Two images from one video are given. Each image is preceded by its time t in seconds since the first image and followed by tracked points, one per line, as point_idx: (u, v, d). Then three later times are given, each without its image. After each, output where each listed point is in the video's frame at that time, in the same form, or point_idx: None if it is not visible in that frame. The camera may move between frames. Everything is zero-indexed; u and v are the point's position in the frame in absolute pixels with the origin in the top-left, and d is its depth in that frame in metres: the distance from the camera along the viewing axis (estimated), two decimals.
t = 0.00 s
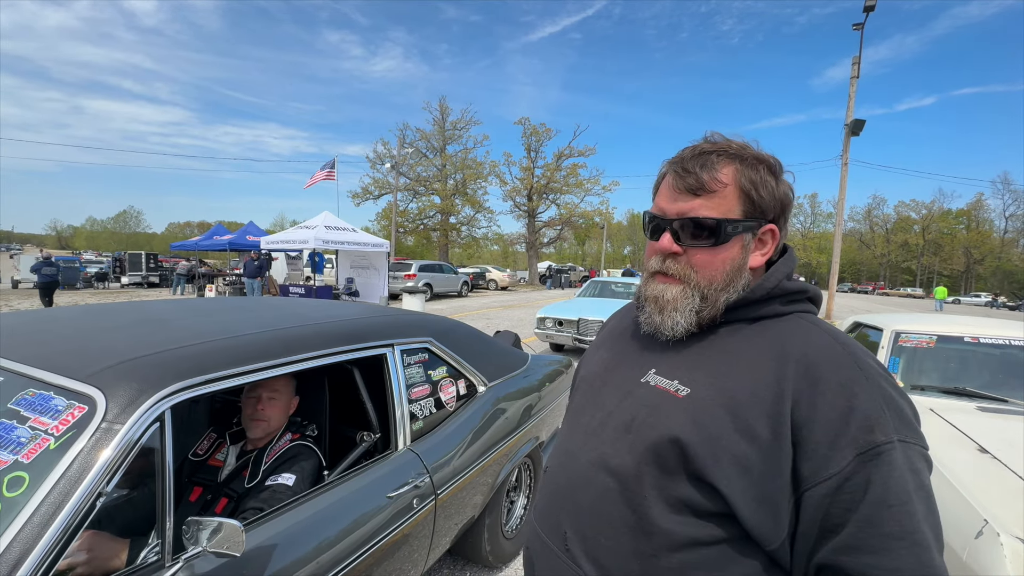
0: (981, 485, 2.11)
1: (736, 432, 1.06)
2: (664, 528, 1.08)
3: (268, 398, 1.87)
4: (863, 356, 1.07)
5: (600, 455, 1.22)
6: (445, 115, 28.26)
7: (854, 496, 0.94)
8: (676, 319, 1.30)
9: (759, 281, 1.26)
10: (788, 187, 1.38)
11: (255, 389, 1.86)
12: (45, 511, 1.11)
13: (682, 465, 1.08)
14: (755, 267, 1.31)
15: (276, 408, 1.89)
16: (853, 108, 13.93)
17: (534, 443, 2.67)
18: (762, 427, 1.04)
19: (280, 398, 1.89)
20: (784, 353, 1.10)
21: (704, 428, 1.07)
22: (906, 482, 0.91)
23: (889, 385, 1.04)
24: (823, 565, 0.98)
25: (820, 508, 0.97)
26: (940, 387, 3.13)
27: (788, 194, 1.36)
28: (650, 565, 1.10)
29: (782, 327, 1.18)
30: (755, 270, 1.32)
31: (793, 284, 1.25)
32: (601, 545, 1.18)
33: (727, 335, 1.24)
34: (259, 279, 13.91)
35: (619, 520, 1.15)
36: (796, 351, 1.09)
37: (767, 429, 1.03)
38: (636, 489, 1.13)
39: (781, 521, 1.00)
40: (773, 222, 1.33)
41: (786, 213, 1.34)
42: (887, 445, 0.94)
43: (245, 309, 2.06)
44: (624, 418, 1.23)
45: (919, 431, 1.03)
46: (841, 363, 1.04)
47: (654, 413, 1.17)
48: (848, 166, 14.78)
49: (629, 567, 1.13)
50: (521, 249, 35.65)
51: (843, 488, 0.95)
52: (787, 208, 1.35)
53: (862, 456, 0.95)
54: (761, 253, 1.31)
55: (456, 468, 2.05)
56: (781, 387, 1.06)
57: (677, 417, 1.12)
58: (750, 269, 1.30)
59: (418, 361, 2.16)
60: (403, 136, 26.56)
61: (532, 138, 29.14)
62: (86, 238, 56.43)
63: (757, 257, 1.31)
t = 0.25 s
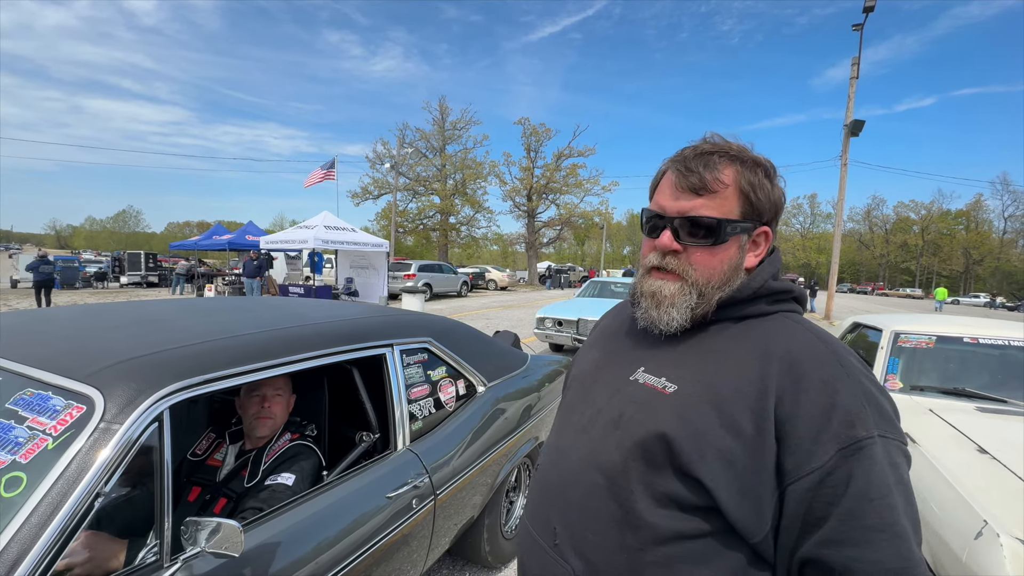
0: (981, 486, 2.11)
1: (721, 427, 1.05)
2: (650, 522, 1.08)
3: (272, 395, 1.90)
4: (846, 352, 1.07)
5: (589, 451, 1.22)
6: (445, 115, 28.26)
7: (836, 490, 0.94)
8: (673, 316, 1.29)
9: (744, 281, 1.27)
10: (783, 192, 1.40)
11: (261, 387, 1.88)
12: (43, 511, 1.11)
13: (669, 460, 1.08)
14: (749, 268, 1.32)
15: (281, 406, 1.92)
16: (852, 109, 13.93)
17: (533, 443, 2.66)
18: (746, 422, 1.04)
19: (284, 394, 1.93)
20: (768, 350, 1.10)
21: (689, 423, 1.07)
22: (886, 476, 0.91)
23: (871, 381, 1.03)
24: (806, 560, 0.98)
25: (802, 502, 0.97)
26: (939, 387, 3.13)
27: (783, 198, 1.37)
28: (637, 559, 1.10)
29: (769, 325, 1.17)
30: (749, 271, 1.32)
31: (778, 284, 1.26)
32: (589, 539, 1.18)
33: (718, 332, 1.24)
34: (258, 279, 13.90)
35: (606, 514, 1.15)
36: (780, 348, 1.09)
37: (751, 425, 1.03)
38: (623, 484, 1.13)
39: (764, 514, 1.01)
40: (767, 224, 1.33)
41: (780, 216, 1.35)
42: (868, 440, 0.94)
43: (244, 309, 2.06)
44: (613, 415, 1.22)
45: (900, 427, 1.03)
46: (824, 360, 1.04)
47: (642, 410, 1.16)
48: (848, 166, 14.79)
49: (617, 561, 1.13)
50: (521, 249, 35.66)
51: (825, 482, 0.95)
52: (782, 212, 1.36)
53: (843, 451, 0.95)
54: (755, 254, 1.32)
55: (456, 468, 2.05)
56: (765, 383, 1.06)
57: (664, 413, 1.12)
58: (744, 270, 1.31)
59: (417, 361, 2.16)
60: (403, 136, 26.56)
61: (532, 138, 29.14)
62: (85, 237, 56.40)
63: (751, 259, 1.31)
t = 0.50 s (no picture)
0: (981, 486, 2.11)
1: (695, 417, 1.06)
2: (627, 508, 1.08)
3: (273, 395, 1.90)
4: (815, 345, 1.08)
5: (571, 442, 1.23)
6: (445, 115, 28.25)
7: (803, 477, 0.94)
8: (653, 309, 1.29)
9: (721, 277, 1.27)
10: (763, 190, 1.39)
11: (262, 388, 1.88)
12: (41, 512, 1.10)
13: (646, 449, 1.08)
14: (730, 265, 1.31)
15: (281, 405, 1.92)
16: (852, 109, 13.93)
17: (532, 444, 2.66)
18: (719, 412, 1.04)
19: (284, 394, 1.93)
20: (742, 343, 1.11)
21: (665, 413, 1.08)
22: (849, 464, 0.92)
23: (839, 373, 1.04)
24: (775, 544, 0.98)
25: (770, 488, 0.97)
26: (939, 388, 3.13)
27: (763, 197, 1.36)
28: (614, 544, 1.11)
29: (745, 321, 1.17)
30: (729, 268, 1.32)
31: (755, 280, 1.25)
32: (570, 526, 1.19)
33: (696, 326, 1.24)
34: (258, 279, 13.89)
35: (586, 502, 1.16)
36: (752, 341, 1.09)
37: (723, 414, 1.03)
38: (601, 473, 1.13)
39: (735, 500, 1.01)
40: (747, 222, 1.33)
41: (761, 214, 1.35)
42: (833, 430, 0.94)
43: (243, 309, 2.06)
44: (594, 407, 1.23)
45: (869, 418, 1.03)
46: (794, 352, 1.05)
47: (621, 402, 1.17)
48: (848, 167, 14.78)
49: (595, 546, 1.14)
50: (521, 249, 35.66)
51: (792, 469, 0.95)
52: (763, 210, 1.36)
53: (809, 440, 0.95)
54: (735, 251, 1.31)
55: (456, 468, 2.05)
56: (737, 374, 1.06)
57: (641, 404, 1.12)
58: (725, 266, 1.31)
59: (417, 361, 2.16)
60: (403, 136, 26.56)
61: (532, 139, 29.14)
62: (85, 237, 56.36)
63: (730, 255, 1.31)
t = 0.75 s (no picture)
0: (981, 487, 2.11)
1: (668, 407, 1.07)
2: (606, 497, 1.10)
3: (274, 395, 1.90)
4: (784, 335, 1.08)
5: (555, 435, 1.24)
6: (446, 116, 28.27)
7: (766, 463, 0.95)
8: (630, 307, 1.30)
9: (696, 273, 1.27)
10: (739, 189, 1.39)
11: (263, 389, 1.89)
12: (41, 512, 1.11)
13: (623, 440, 1.09)
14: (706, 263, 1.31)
15: (281, 406, 1.92)
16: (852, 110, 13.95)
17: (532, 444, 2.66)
18: (690, 402, 1.04)
19: (284, 394, 1.94)
20: (713, 335, 1.11)
21: (641, 404, 1.09)
22: (810, 450, 0.93)
23: (807, 363, 1.04)
24: (741, 527, 0.98)
25: (736, 474, 0.98)
26: (939, 389, 3.13)
27: (739, 195, 1.36)
28: (594, 532, 1.12)
29: (718, 315, 1.16)
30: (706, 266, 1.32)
31: (730, 274, 1.26)
32: (553, 515, 1.20)
33: (672, 322, 1.24)
34: (258, 279, 13.89)
35: (567, 492, 1.17)
36: (724, 333, 1.10)
37: (694, 404, 1.04)
38: (581, 463, 1.15)
39: (706, 487, 1.01)
40: (723, 221, 1.33)
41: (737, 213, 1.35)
42: (794, 417, 0.95)
43: (243, 309, 2.07)
44: (577, 401, 1.24)
45: (836, 406, 1.03)
46: (762, 342, 1.05)
47: (602, 395, 1.18)
48: (848, 167, 14.78)
49: (577, 535, 1.15)
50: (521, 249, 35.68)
51: (757, 455, 0.96)
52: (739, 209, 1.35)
53: (773, 427, 0.96)
54: (711, 250, 1.31)
55: (456, 468, 2.05)
56: (708, 365, 1.07)
57: (619, 396, 1.13)
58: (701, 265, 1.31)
59: (416, 362, 2.16)
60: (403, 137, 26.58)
61: (532, 139, 29.16)
62: (85, 237, 56.38)
63: (707, 253, 1.31)
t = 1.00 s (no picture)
0: (981, 488, 2.11)
1: (659, 399, 1.07)
2: (601, 488, 1.10)
3: (274, 396, 1.91)
4: (771, 326, 1.09)
5: (552, 430, 1.24)
6: (446, 116, 28.28)
7: (753, 450, 0.95)
8: (624, 307, 1.31)
9: (686, 269, 1.27)
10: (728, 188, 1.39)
11: (263, 390, 1.88)
12: (41, 512, 1.11)
13: (616, 432, 1.09)
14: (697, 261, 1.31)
15: (281, 406, 1.92)
16: (853, 110, 13.94)
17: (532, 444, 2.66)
18: (680, 393, 1.05)
19: (284, 395, 1.94)
20: (702, 328, 1.12)
21: (633, 396, 1.09)
22: (796, 437, 0.93)
23: (793, 353, 1.04)
24: (730, 513, 0.98)
25: (724, 462, 0.98)
26: (940, 389, 3.12)
27: (728, 195, 1.36)
28: (590, 523, 1.12)
29: (710, 309, 1.16)
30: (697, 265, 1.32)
31: (718, 270, 1.26)
32: (550, 508, 1.20)
33: (665, 318, 1.24)
34: (258, 279, 13.90)
35: (563, 484, 1.17)
36: (712, 325, 1.11)
37: (683, 394, 1.05)
38: (576, 456, 1.15)
39: (697, 476, 1.02)
40: (713, 220, 1.33)
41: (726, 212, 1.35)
42: (779, 406, 0.96)
43: (243, 309, 2.07)
44: (573, 396, 1.24)
45: (823, 395, 1.04)
46: (749, 333, 1.06)
47: (595, 389, 1.18)
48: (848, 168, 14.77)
49: (572, 526, 1.16)
50: (521, 250, 35.69)
51: (744, 443, 0.96)
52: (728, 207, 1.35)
53: (758, 415, 0.96)
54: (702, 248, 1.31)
55: (456, 468, 2.05)
56: (696, 357, 1.07)
57: (612, 390, 1.14)
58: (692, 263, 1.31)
59: (416, 362, 2.16)
60: (404, 137, 26.58)
61: (533, 140, 29.17)
62: (86, 237, 56.46)
63: (698, 252, 1.31)
